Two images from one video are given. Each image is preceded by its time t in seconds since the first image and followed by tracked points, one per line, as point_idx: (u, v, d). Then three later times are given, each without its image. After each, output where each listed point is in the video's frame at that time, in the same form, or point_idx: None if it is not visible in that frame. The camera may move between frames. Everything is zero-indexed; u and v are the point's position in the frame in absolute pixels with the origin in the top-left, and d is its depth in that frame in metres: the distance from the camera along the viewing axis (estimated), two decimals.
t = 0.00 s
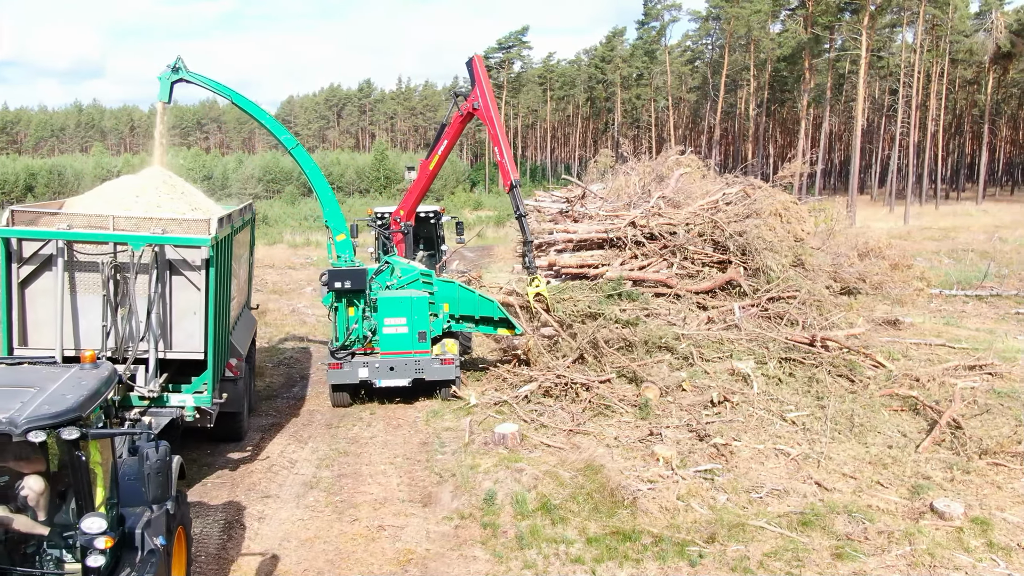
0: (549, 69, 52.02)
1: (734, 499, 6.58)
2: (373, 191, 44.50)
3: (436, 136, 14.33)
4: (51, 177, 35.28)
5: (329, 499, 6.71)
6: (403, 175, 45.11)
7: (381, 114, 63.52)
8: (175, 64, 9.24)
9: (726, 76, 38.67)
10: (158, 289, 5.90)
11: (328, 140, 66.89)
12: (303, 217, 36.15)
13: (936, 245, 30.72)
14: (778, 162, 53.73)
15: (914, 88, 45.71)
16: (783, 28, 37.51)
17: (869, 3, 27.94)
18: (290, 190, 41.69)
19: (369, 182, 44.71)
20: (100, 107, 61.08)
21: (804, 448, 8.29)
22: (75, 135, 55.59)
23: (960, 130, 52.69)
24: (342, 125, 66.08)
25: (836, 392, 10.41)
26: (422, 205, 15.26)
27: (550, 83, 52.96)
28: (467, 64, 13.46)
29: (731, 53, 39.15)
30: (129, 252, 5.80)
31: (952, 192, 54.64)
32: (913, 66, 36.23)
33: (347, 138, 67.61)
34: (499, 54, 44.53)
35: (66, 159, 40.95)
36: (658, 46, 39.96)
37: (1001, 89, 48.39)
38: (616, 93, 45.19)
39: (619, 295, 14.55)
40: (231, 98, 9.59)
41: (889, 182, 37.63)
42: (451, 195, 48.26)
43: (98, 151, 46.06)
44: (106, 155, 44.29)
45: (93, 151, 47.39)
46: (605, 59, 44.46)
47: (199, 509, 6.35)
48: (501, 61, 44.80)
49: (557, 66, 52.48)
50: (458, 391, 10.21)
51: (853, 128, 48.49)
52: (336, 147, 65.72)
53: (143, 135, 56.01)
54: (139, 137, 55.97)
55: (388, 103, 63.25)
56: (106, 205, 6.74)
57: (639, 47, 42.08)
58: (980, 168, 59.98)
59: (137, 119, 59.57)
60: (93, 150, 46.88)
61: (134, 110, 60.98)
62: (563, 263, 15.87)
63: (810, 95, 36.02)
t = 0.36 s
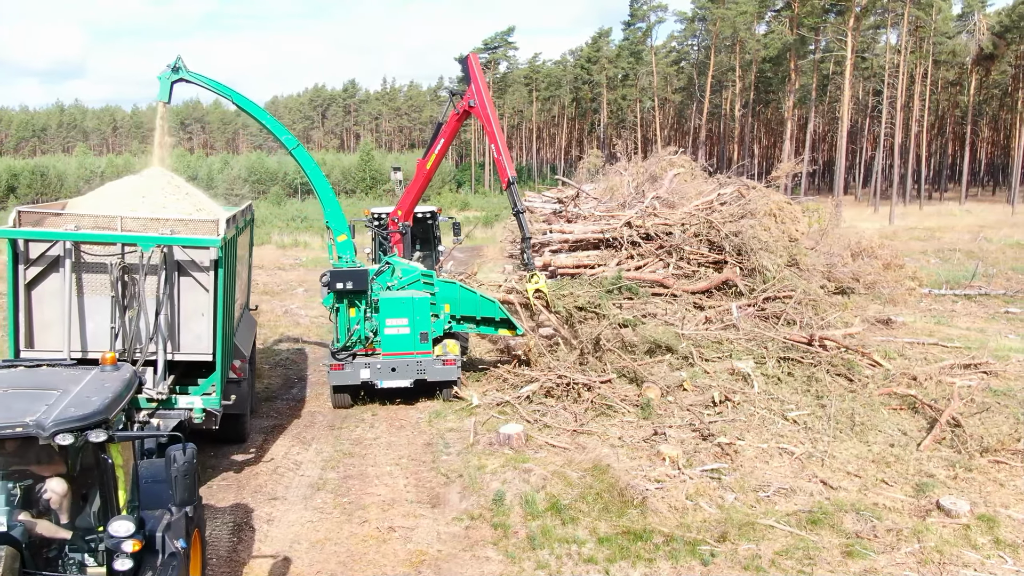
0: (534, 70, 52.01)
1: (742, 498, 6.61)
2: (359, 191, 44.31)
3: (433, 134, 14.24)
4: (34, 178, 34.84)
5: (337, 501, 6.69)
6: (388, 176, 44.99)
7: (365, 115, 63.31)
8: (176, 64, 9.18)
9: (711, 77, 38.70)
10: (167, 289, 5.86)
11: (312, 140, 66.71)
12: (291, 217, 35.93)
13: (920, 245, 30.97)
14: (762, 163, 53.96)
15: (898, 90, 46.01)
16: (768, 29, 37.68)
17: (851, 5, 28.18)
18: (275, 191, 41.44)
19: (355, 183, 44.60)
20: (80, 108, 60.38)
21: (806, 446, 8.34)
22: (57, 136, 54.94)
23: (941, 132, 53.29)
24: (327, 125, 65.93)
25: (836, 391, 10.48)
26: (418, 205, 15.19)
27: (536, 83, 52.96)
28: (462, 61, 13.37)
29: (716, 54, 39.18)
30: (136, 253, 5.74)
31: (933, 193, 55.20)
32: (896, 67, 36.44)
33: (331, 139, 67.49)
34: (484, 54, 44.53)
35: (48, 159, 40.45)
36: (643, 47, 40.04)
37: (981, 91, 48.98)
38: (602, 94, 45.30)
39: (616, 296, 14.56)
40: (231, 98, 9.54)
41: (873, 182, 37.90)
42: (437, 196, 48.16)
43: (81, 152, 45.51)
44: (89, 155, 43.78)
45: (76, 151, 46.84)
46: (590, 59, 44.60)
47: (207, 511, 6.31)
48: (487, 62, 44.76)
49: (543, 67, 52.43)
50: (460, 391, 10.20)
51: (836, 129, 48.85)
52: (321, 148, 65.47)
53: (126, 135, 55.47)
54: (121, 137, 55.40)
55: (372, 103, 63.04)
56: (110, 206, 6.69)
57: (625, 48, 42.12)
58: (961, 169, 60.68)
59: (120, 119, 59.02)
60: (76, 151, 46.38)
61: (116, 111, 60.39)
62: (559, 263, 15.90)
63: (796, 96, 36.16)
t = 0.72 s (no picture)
0: (519, 71, 51.96)
1: (750, 497, 6.64)
2: (345, 192, 44.06)
3: (429, 133, 14.16)
4: (17, 178, 34.39)
5: (345, 502, 6.67)
6: (374, 176, 44.81)
7: (350, 115, 63.06)
8: (176, 64, 9.11)
9: (696, 78, 38.68)
10: (176, 290, 5.82)
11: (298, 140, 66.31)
12: (278, 218, 35.68)
13: (906, 244, 31.15)
14: (747, 163, 54.10)
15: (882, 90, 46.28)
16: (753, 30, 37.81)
17: (836, 6, 28.34)
18: (261, 192, 41.14)
19: (342, 183, 44.40)
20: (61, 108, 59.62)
21: (810, 445, 8.38)
22: (38, 136, 54.25)
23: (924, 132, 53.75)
24: (312, 125, 65.57)
25: (835, 389, 10.55)
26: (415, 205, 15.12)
27: (521, 84, 52.89)
28: (458, 59, 13.27)
29: (701, 54, 39.16)
30: (146, 254, 5.70)
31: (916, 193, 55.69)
32: (879, 68, 36.63)
33: (316, 139, 67.13)
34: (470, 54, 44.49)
35: (30, 159, 39.91)
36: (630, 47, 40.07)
37: (963, 91, 49.47)
38: (588, 94, 45.31)
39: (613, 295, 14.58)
40: (231, 98, 9.48)
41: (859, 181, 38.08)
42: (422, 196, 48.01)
43: (63, 152, 44.94)
44: (72, 156, 43.29)
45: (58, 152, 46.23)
46: (576, 60, 44.62)
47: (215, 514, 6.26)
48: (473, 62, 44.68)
49: (528, 67, 52.33)
50: (462, 392, 10.20)
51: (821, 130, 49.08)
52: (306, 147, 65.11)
53: (108, 136, 54.85)
54: (103, 138, 54.78)
55: (357, 104, 62.79)
56: (116, 207, 6.65)
57: (611, 48, 42.10)
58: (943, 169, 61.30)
59: (102, 119, 58.47)
60: (58, 151, 45.77)
61: (98, 111, 59.81)
62: (555, 263, 15.87)
63: (781, 97, 36.28)
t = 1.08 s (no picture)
0: (505, 71, 51.97)
1: (758, 495, 6.68)
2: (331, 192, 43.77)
3: (427, 134, 14.13)
4: None
5: (355, 503, 6.65)
6: (359, 177, 44.62)
7: (335, 116, 62.77)
8: (177, 64, 9.07)
9: (682, 79, 38.70)
10: (185, 291, 5.80)
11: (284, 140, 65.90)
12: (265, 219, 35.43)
13: (890, 245, 31.32)
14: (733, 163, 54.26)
15: (865, 91, 46.52)
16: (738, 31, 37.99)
17: (821, 7, 28.57)
18: (247, 194, 40.85)
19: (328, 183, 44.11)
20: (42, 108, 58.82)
21: (813, 443, 8.44)
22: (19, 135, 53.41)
23: (906, 133, 54.28)
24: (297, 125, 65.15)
25: (835, 388, 10.62)
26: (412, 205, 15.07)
27: (506, 84, 52.85)
28: (456, 60, 13.23)
29: (686, 56, 39.17)
30: (157, 254, 5.68)
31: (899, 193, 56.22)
32: (862, 70, 36.85)
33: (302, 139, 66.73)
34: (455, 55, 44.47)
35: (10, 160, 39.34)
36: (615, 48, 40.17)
37: (944, 92, 50.00)
38: (573, 95, 45.37)
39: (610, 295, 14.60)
40: (232, 98, 9.45)
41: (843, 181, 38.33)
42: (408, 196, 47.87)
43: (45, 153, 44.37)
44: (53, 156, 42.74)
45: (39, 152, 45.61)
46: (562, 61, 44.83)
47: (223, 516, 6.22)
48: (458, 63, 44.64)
49: (513, 68, 52.34)
50: (464, 393, 10.20)
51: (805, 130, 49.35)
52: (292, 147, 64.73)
53: (90, 136, 54.24)
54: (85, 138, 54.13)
55: (341, 104, 62.51)
56: (122, 208, 6.62)
57: (597, 49, 42.07)
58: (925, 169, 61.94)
59: (84, 119, 57.77)
60: (40, 152, 45.16)
61: (79, 112, 59.10)
62: (552, 263, 15.83)
63: (766, 97, 36.43)
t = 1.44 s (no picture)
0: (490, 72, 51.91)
1: (766, 494, 6.71)
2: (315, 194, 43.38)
3: (425, 134, 14.07)
4: None
5: (364, 505, 6.62)
6: (344, 178, 44.23)
7: (320, 117, 62.39)
8: (177, 64, 8.98)
9: (667, 80, 38.65)
10: (195, 292, 5.77)
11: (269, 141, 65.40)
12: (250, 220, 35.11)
13: (874, 245, 31.46)
14: (718, 164, 54.35)
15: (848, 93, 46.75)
16: (722, 33, 38.09)
17: (805, 9, 28.71)
18: (233, 195, 40.48)
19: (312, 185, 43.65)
20: (20, 108, 57.90)
21: (815, 442, 8.51)
22: None
23: (887, 134, 54.80)
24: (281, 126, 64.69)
25: (833, 387, 10.71)
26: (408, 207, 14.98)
27: (492, 84, 52.74)
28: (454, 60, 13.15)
29: (672, 56, 39.11)
30: (167, 256, 5.64)
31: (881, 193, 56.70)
32: (844, 72, 36.97)
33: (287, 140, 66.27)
34: (440, 56, 44.36)
35: None
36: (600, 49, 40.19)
37: (926, 94, 50.44)
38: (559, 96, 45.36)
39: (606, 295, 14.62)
40: (232, 99, 9.37)
41: (828, 182, 38.48)
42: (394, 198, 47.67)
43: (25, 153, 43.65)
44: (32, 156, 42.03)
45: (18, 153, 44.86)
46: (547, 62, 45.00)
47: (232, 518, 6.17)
48: (443, 64, 44.62)
49: (498, 69, 52.31)
50: (465, 393, 10.19)
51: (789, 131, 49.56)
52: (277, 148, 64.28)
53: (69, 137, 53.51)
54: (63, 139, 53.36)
55: (325, 105, 62.10)
56: (127, 208, 6.57)
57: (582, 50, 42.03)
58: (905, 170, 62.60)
59: (64, 120, 56.96)
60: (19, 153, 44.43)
61: (59, 113, 58.27)
62: (547, 264, 15.86)
63: (751, 98, 36.51)
